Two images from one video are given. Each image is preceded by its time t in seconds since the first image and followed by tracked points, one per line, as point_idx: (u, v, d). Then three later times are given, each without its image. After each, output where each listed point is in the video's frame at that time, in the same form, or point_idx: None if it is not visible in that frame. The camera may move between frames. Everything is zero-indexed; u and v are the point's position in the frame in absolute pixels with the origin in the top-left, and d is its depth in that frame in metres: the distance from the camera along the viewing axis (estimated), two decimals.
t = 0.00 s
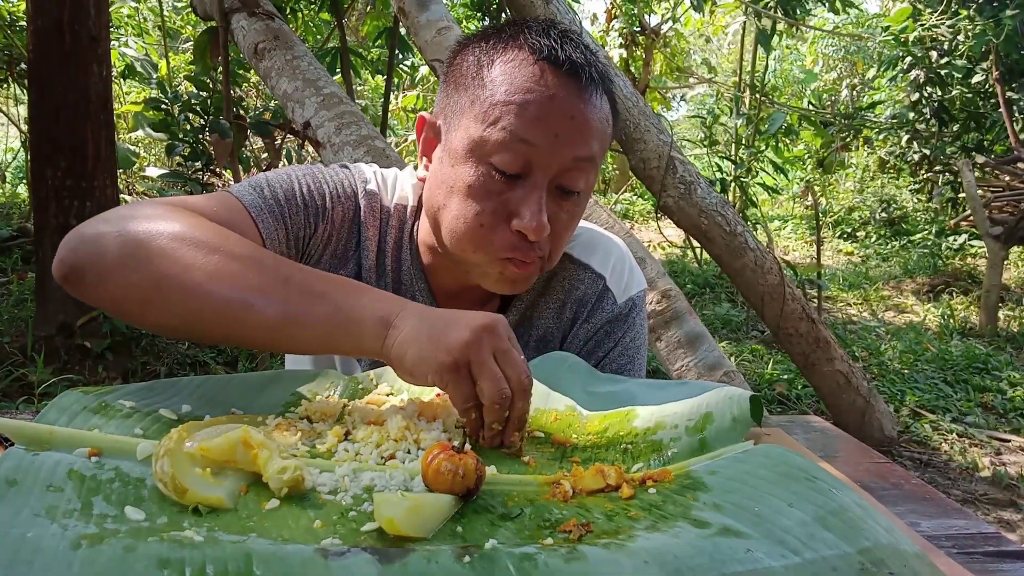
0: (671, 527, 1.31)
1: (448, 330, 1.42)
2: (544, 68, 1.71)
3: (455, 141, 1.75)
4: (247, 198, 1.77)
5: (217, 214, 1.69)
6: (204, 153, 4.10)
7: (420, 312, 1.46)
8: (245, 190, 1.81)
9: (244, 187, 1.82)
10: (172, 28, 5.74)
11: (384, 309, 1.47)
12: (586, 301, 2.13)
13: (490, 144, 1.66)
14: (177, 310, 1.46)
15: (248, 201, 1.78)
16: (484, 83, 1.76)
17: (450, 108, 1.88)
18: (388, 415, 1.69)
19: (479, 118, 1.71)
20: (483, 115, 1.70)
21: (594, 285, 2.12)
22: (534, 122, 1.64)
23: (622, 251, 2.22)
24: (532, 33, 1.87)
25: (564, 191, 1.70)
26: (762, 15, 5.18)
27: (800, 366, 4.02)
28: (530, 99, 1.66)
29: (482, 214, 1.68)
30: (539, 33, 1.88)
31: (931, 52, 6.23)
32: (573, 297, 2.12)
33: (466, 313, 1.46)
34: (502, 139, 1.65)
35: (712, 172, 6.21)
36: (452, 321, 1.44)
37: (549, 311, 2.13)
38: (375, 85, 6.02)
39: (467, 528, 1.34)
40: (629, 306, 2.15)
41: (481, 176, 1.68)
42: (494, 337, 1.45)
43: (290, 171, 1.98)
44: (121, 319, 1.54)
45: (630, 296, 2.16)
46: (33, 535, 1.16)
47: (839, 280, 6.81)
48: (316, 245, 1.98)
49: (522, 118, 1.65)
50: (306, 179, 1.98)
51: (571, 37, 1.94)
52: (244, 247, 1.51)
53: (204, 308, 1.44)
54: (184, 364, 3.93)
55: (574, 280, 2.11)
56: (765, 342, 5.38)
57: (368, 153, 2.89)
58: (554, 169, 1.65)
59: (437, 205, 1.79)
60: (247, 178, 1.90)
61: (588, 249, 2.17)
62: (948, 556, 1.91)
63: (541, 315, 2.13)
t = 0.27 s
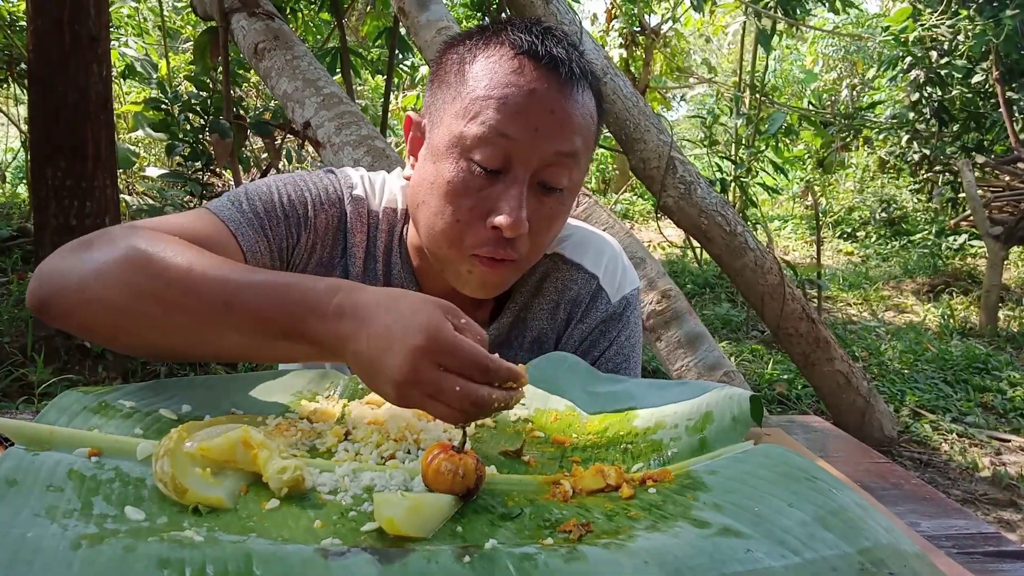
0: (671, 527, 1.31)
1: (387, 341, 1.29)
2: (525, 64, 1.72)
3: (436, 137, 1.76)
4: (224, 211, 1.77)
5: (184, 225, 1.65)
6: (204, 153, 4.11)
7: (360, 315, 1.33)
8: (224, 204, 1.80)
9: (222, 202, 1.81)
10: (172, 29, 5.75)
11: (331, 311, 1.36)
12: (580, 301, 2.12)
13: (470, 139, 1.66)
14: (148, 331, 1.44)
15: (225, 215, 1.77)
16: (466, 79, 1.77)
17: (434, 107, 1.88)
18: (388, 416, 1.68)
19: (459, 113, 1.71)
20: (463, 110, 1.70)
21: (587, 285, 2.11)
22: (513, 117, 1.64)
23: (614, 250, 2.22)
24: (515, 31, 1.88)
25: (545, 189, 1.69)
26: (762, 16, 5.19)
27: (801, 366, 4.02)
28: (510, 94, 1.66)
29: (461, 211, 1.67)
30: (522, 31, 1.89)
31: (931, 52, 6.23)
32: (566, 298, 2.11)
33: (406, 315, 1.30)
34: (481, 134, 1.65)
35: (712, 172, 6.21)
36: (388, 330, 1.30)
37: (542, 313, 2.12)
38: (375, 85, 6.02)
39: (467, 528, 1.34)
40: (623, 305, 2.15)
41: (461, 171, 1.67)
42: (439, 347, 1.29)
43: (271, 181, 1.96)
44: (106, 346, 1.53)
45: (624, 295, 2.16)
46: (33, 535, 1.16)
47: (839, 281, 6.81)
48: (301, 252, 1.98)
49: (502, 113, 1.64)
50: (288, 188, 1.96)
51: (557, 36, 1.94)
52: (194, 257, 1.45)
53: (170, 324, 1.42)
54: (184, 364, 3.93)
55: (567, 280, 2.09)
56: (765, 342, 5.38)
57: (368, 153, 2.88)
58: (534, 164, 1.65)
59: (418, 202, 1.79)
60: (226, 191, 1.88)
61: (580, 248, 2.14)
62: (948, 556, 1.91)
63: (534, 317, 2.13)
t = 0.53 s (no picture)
0: (672, 528, 1.30)
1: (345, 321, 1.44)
2: (499, 64, 1.70)
3: (411, 140, 1.75)
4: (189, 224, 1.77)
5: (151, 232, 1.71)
6: (203, 152, 4.12)
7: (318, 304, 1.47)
8: (192, 216, 1.81)
9: (191, 214, 1.82)
10: (171, 28, 5.74)
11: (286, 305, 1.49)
12: (571, 305, 2.11)
13: (442, 141, 1.66)
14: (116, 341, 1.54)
15: (189, 228, 1.78)
16: (440, 80, 1.76)
17: (411, 108, 1.88)
18: (388, 416, 1.68)
19: (432, 115, 1.71)
20: (436, 113, 1.70)
21: (577, 289, 2.10)
22: (484, 119, 1.63)
23: (605, 252, 2.20)
24: (495, 32, 1.86)
25: (519, 194, 1.68)
26: (763, 15, 5.17)
27: (802, 366, 4.00)
28: (482, 95, 1.65)
29: (432, 215, 1.67)
30: (505, 33, 1.87)
31: (933, 51, 6.22)
32: (556, 303, 2.10)
33: (357, 299, 1.44)
34: (454, 136, 1.64)
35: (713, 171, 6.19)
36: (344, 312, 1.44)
37: (533, 318, 2.11)
38: (375, 84, 6.01)
39: (467, 529, 1.34)
40: (614, 307, 2.13)
41: (433, 175, 1.67)
42: (391, 322, 1.42)
43: (245, 190, 1.95)
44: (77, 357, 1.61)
45: (615, 297, 2.14)
46: (31, 536, 1.15)
47: (840, 281, 6.80)
48: (276, 260, 1.97)
49: (473, 114, 1.64)
50: (261, 197, 1.94)
51: (539, 37, 1.93)
52: (151, 267, 1.53)
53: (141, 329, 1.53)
54: (183, 364, 3.92)
55: (555, 285, 2.09)
56: (766, 342, 5.37)
57: (367, 153, 2.87)
58: (506, 167, 1.64)
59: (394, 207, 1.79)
60: (198, 203, 1.89)
61: (568, 252, 2.14)
62: (950, 557, 1.90)
63: (524, 322, 2.11)
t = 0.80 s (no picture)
0: (672, 528, 1.30)
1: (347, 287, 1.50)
2: (465, 61, 1.70)
3: (379, 136, 1.76)
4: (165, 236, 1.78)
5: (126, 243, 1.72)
6: (203, 152, 4.14)
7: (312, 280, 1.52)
8: (167, 228, 1.82)
9: (167, 226, 1.83)
10: (171, 28, 5.74)
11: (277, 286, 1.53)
12: (559, 308, 2.10)
13: (406, 138, 1.67)
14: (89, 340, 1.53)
15: (166, 241, 1.79)
16: (409, 76, 1.76)
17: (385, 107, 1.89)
18: (388, 416, 1.68)
19: (399, 111, 1.71)
20: (401, 110, 1.70)
21: (564, 291, 2.09)
22: (447, 115, 1.63)
23: (591, 252, 2.19)
24: (470, 30, 1.86)
25: (484, 191, 1.67)
26: (762, 15, 5.18)
27: (802, 366, 4.00)
28: (443, 90, 1.66)
29: (395, 212, 1.68)
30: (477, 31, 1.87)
31: (932, 51, 6.23)
32: (544, 305, 2.09)
33: (352, 269, 1.51)
34: (416, 133, 1.65)
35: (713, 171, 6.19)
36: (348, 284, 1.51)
37: (520, 322, 2.10)
38: (375, 84, 6.01)
39: (467, 529, 1.34)
40: (603, 308, 2.12)
41: (397, 172, 1.68)
42: (389, 280, 1.50)
43: (223, 199, 1.97)
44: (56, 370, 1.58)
45: (603, 298, 2.13)
46: (31, 536, 1.15)
47: (840, 281, 6.80)
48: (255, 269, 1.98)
49: (437, 110, 1.64)
50: (239, 206, 1.96)
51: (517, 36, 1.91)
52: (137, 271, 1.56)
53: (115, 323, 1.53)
54: (184, 364, 3.92)
55: (543, 287, 2.08)
56: (766, 342, 5.37)
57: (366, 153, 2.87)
58: (469, 163, 1.63)
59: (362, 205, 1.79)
60: (175, 214, 1.91)
61: (554, 253, 2.12)
62: (950, 557, 1.90)
63: (513, 326, 2.11)
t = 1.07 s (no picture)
0: (670, 526, 1.31)
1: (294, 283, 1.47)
2: (444, 71, 1.71)
3: (362, 148, 1.78)
4: (143, 246, 1.84)
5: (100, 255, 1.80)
6: (204, 152, 4.19)
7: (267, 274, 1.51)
8: (148, 239, 1.88)
9: (148, 237, 1.89)
10: (172, 29, 5.75)
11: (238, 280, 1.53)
12: (551, 307, 2.11)
13: (387, 150, 1.68)
14: (56, 326, 1.56)
15: (145, 251, 1.84)
16: (389, 86, 1.78)
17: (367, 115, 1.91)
18: (389, 415, 1.69)
19: (379, 123, 1.73)
20: (381, 124, 1.72)
21: (556, 290, 2.11)
22: (426, 126, 1.64)
23: (580, 251, 2.22)
24: (450, 36, 1.87)
25: (469, 201, 1.68)
26: (762, 16, 5.19)
27: (800, 366, 4.02)
28: (422, 103, 1.66)
29: (380, 225, 1.70)
30: (453, 38, 1.87)
31: (930, 52, 6.26)
32: (536, 305, 2.10)
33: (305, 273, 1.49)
34: (397, 146, 1.66)
35: (712, 172, 6.21)
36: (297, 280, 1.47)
37: (513, 322, 2.11)
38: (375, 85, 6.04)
39: (467, 528, 1.35)
40: (595, 306, 2.13)
41: (381, 186, 1.70)
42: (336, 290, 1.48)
43: (203, 209, 2.02)
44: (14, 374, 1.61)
45: (596, 296, 2.14)
46: (34, 535, 1.16)
47: (839, 281, 6.82)
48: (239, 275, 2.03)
49: (416, 121, 1.65)
50: (220, 215, 2.01)
51: (498, 40, 1.92)
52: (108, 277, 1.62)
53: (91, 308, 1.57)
54: (185, 364, 3.92)
55: (534, 286, 2.09)
56: (765, 342, 5.39)
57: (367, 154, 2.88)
58: (450, 175, 1.64)
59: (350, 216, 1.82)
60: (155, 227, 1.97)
61: (545, 253, 2.14)
62: (947, 555, 1.92)
63: (505, 326, 2.12)
